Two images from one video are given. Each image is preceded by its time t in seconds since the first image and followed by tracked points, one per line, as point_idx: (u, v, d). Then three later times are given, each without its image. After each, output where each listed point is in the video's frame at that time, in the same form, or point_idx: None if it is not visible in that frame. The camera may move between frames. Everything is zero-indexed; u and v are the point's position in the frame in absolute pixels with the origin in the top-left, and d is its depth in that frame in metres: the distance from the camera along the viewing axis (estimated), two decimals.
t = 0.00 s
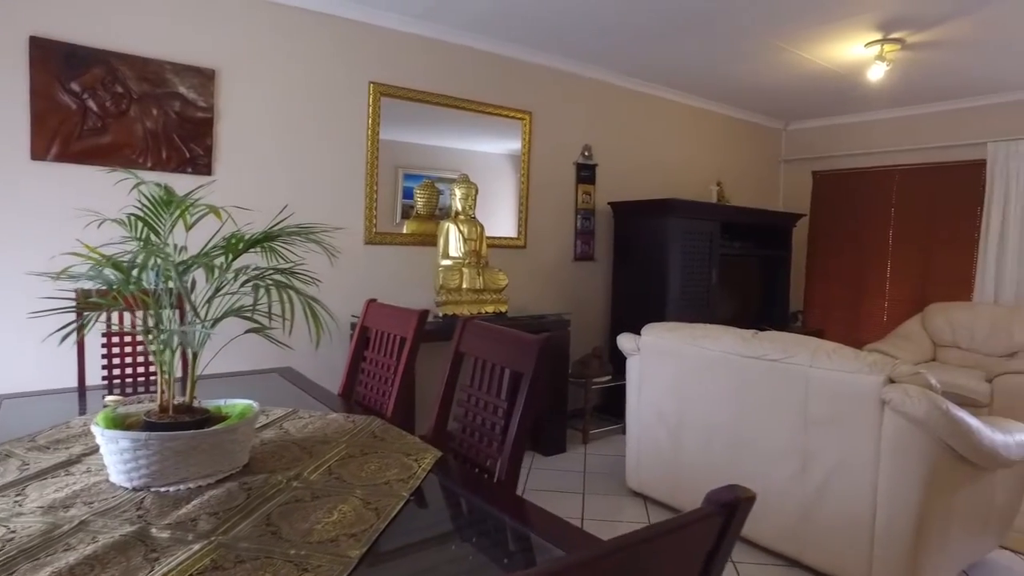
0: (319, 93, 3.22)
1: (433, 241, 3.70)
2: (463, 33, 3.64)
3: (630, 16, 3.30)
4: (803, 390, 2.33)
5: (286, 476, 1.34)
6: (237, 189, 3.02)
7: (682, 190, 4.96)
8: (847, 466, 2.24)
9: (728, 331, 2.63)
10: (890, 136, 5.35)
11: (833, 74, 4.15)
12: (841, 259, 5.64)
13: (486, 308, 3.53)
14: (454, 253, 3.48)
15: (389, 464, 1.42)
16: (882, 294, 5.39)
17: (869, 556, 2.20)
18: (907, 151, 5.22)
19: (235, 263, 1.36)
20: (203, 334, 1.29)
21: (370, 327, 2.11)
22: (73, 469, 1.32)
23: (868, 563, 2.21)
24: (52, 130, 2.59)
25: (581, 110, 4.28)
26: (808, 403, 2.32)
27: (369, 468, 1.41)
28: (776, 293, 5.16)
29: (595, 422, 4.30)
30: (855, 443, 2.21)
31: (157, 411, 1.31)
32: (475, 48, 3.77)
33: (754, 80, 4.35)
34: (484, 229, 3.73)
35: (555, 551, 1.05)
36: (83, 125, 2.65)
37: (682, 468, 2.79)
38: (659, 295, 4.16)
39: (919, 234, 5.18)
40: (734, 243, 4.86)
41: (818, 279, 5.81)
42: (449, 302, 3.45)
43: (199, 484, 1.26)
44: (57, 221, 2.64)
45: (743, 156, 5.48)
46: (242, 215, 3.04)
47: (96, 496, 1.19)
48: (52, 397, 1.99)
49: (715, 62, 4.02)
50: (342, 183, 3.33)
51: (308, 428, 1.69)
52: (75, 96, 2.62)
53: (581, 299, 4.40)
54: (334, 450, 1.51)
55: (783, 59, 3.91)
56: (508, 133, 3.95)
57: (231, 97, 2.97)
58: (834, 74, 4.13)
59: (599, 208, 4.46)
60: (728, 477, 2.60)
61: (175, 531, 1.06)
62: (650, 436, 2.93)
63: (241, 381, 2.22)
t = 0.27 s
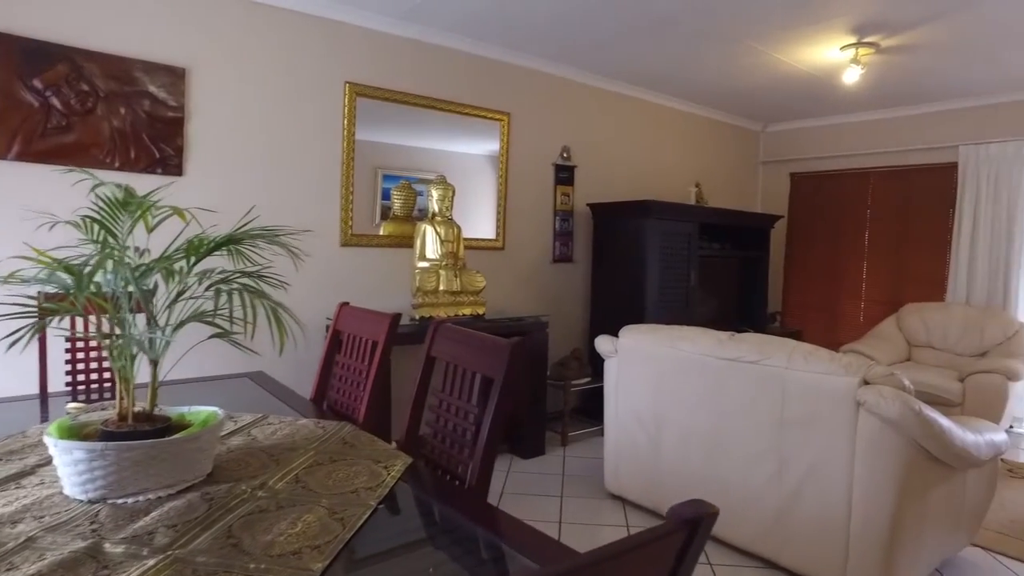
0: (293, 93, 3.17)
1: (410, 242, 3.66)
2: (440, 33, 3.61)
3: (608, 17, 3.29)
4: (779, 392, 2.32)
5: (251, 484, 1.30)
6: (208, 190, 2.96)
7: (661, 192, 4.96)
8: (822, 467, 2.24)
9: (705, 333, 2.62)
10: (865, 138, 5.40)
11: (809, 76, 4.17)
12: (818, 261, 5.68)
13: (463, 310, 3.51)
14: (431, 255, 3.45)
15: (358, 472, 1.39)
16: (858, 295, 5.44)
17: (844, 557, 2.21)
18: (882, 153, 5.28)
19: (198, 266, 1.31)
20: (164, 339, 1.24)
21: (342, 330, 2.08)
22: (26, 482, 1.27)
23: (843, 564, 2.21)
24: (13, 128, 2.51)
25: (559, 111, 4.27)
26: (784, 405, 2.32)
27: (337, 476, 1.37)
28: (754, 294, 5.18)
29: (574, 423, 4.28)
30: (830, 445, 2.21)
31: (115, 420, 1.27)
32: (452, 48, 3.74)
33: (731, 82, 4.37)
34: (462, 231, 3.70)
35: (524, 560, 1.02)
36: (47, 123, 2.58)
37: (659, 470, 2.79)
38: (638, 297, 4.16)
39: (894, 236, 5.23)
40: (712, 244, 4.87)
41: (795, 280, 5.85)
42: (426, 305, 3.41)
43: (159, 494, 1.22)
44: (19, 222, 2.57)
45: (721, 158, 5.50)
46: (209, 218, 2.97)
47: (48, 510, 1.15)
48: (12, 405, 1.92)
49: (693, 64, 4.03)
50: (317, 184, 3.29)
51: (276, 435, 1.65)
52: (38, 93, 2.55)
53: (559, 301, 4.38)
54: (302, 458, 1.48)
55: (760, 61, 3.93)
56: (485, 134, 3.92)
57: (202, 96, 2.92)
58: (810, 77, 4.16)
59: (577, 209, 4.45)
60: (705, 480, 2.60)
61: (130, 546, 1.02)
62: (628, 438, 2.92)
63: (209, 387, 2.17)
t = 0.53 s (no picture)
0: (268, 91, 3.12)
1: (387, 243, 3.62)
2: (418, 31, 3.57)
3: (586, 16, 3.27)
4: (757, 393, 2.32)
5: (216, 492, 1.25)
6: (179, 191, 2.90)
7: (640, 192, 4.96)
8: (800, 468, 2.23)
9: (684, 334, 2.61)
10: (841, 140, 5.44)
11: (787, 78, 4.19)
12: (796, 261, 5.72)
13: (441, 311, 3.48)
14: (408, 256, 3.42)
15: (327, 479, 1.35)
16: (836, 295, 5.48)
17: (822, 557, 2.20)
18: (859, 155, 5.33)
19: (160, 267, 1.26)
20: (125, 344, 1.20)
21: (314, 333, 2.04)
22: None
23: (821, 564, 2.21)
24: None
25: (539, 111, 4.25)
26: (762, 406, 2.31)
27: (307, 483, 1.33)
28: (733, 295, 5.20)
29: (553, 425, 4.26)
30: (808, 445, 2.21)
31: (72, 427, 1.22)
32: (431, 47, 3.71)
33: (710, 83, 4.38)
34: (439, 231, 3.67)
35: (496, 569, 0.99)
36: (9, 119, 2.50)
37: (638, 472, 2.77)
38: (617, 298, 4.15)
39: (871, 237, 5.28)
40: (692, 245, 4.88)
41: (774, 281, 5.89)
42: (403, 306, 3.38)
43: (117, 504, 1.17)
44: None
45: (701, 159, 5.52)
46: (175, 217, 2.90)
47: None
48: None
49: (672, 64, 4.03)
50: (293, 184, 3.23)
51: (245, 440, 1.60)
52: None
53: (539, 302, 4.36)
54: (271, 464, 1.43)
55: (738, 62, 3.95)
56: (464, 134, 3.89)
57: (173, 93, 2.85)
58: (787, 79, 4.18)
59: (557, 210, 4.43)
60: (684, 481, 2.58)
61: (83, 560, 0.98)
62: (607, 440, 2.90)
63: (179, 391, 2.11)
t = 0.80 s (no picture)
0: (241, 89, 3.06)
1: (364, 244, 3.57)
2: (395, 30, 3.53)
3: (565, 15, 3.25)
4: (735, 395, 2.30)
5: (178, 503, 1.20)
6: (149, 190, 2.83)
7: (620, 193, 4.96)
8: (779, 470, 2.23)
9: (662, 336, 2.60)
10: (818, 142, 5.48)
11: (765, 80, 4.21)
12: (774, 262, 5.75)
13: (419, 313, 3.44)
14: (385, 257, 3.38)
15: (295, 488, 1.31)
16: (813, 296, 5.52)
17: (800, 559, 2.20)
18: (836, 157, 5.38)
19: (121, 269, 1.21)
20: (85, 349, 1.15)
21: (286, 336, 1.99)
22: None
23: (799, 566, 2.21)
24: None
25: (517, 111, 4.23)
26: (740, 408, 2.30)
27: (276, 492, 1.29)
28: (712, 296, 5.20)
29: (533, 427, 4.23)
30: (786, 447, 2.20)
31: (25, 437, 1.17)
32: (409, 46, 3.67)
33: (688, 85, 4.39)
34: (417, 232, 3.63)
35: None
36: None
37: (617, 474, 2.75)
38: (597, 299, 4.14)
39: (847, 238, 5.32)
40: (671, 246, 4.88)
41: (752, 281, 5.92)
42: (380, 308, 3.33)
43: (72, 518, 1.12)
44: None
45: (680, 160, 5.53)
46: (134, 217, 2.81)
47: None
48: None
49: (650, 65, 4.03)
50: (267, 184, 3.18)
51: (212, 446, 1.55)
52: None
53: (518, 303, 4.33)
54: (238, 472, 1.39)
55: (717, 64, 3.96)
56: (443, 134, 3.86)
57: (142, 90, 2.79)
58: (765, 80, 4.20)
59: (536, 211, 4.41)
60: (663, 483, 2.57)
61: None
62: (586, 442, 2.88)
63: (146, 397, 2.05)
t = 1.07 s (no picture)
0: (215, 87, 3.00)
1: (343, 246, 3.53)
2: (374, 28, 3.48)
3: (546, 14, 3.23)
4: (717, 397, 2.29)
5: (141, 514, 1.16)
6: (119, 190, 2.76)
7: (602, 194, 4.95)
8: (760, 472, 2.21)
9: (644, 337, 2.58)
10: (799, 144, 5.51)
11: (746, 81, 4.22)
12: (755, 263, 5.78)
13: (398, 315, 3.40)
14: (365, 259, 3.34)
15: (265, 497, 1.27)
16: (794, 296, 5.55)
17: (782, 561, 2.19)
18: (816, 158, 5.41)
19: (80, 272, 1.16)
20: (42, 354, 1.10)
21: (259, 340, 1.94)
22: None
23: (781, 568, 2.20)
24: None
25: (499, 111, 4.20)
26: (721, 410, 2.28)
27: (246, 500, 1.25)
28: (695, 297, 5.19)
29: (515, 429, 4.20)
30: (767, 450, 2.19)
31: None
32: (390, 45, 3.63)
33: (670, 86, 4.39)
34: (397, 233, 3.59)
35: None
36: None
37: (599, 478, 2.73)
38: (579, 300, 4.11)
39: (827, 239, 5.35)
40: (653, 246, 4.87)
41: (734, 282, 5.93)
42: (359, 310, 3.29)
43: (27, 532, 1.07)
44: None
45: (662, 162, 5.53)
46: (98, 217, 2.72)
47: None
48: None
49: (632, 66, 4.02)
50: (243, 184, 3.12)
51: (180, 453, 1.50)
52: None
53: (500, 304, 4.30)
54: (206, 480, 1.34)
55: (698, 65, 3.96)
56: (423, 134, 3.82)
57: (112, 87, 2.72)
58: (746, 81, 4.21)
59: (518, 211, 4.38)
60: (645, 486, 2.55)
61: None
62: (567, 445, 2.85)
63: (114, 403, 1.99)
